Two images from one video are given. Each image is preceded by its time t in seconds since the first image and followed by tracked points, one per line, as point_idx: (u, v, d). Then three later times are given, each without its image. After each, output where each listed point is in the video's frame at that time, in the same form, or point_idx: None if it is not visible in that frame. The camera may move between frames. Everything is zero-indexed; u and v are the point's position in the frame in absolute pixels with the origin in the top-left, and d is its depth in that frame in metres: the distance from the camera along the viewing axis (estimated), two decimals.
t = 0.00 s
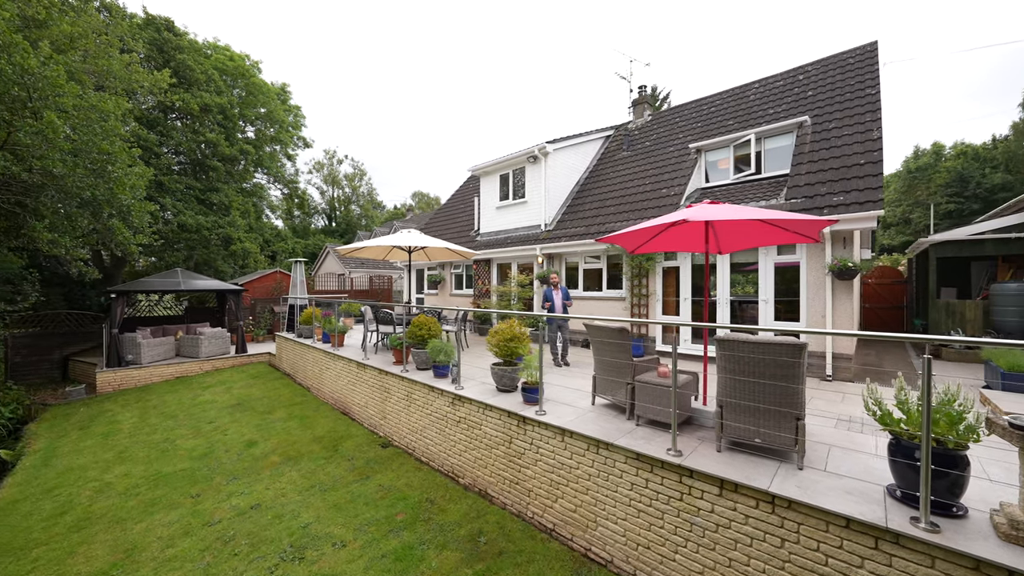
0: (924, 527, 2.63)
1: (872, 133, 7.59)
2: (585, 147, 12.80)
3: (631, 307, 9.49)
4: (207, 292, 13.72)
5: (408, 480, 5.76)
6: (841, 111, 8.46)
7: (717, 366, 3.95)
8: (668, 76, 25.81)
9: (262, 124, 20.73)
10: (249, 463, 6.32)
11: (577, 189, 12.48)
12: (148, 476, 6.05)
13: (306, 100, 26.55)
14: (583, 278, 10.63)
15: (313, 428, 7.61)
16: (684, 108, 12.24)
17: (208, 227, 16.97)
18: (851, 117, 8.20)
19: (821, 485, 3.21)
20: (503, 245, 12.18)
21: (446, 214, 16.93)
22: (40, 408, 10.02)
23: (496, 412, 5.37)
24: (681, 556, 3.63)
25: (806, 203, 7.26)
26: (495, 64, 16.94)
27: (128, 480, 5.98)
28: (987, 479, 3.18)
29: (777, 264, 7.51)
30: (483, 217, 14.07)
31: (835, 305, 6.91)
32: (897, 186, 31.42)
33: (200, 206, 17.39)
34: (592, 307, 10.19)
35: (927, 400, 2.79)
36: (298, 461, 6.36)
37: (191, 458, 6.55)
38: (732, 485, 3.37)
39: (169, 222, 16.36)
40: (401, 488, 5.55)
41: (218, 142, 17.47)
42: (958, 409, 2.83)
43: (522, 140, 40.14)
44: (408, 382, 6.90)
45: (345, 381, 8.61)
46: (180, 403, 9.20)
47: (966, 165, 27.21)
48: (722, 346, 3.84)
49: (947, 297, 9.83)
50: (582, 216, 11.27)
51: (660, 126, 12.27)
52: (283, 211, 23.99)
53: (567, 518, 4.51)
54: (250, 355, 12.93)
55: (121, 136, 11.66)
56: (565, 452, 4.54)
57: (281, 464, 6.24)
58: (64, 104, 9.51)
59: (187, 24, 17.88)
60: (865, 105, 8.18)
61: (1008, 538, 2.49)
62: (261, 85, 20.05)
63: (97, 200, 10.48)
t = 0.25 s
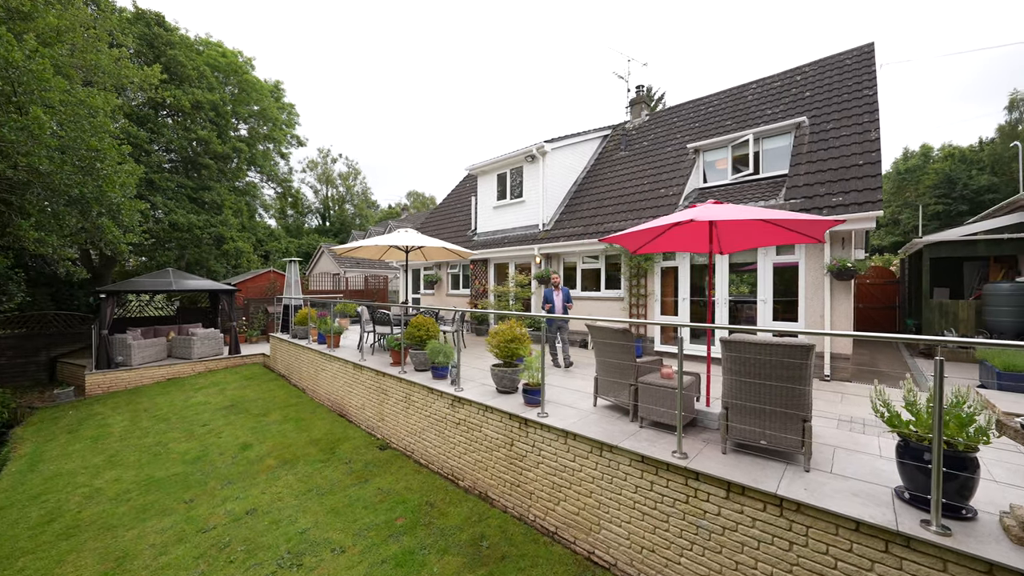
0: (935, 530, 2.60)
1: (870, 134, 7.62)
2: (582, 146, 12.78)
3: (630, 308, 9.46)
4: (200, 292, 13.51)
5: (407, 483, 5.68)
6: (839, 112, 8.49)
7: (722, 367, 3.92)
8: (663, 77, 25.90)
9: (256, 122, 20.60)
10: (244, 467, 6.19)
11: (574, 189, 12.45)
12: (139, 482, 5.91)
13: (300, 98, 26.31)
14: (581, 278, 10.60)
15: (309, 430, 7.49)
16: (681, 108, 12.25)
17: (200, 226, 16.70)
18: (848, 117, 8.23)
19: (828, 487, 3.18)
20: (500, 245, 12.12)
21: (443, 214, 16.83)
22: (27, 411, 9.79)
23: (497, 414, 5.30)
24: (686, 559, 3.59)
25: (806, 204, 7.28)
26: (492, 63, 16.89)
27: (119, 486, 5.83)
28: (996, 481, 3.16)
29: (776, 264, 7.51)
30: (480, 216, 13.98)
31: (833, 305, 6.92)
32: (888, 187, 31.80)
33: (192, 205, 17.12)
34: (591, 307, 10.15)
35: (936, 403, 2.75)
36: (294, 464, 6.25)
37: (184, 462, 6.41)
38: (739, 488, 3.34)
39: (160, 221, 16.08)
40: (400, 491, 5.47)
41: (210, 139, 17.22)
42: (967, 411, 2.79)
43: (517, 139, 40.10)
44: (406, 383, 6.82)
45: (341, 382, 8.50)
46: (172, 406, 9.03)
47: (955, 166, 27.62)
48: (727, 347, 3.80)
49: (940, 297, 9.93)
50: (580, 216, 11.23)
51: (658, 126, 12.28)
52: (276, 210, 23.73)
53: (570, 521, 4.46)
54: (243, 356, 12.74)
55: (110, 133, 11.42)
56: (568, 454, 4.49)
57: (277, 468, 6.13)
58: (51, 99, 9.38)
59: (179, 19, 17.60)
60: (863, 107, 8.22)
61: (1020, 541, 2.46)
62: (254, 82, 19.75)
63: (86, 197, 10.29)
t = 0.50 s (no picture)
0: (955, 535, 2.55)
1: (871, 134, 7.63)
2: (581, 146, 12.71)
3: (630, 308, 9.41)
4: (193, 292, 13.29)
5: (407, 486, 5.58)
6: (839, 112, 8.50)
7: (731, 368, 3.86)
8: (660, 78, 25.95)
9: (248, 120, 20.05)
10: (240, 471, 6.06)
11: (573, 188, 12.38)
12: (131, 486, 5.75)
13: (295, 96, 26.05)
14: (580, 278, 10.52)
15: (306, 433, 7.35)
16: (680, 108, 12.23)
17: (193, 225, 16.44)
18: (848, 118, 8.24)
19: (842, 491, 3.13)
20: (499, 245, 12.02)
21: (439, 214, 16.69)
22: (14, 414, 9.54)
23: (499, 416, 5.22)
24: (696, 564, 3.53)
25: (808, 204, 7.27)
26: (489, 62, 16.80)
27: (110, 491, 5.67)
28: (1009, 484, 3.12)
29: (777, 264, 7.49)
30: (478, 216, 13.88)
31: (835, 306, 6.91)
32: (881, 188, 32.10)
33: (185, 204, 16.86)
34: (590, 307, 10.09)
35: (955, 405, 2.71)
36: (291, 467, 6.12)
37: (178, 466, 6.26)
38: (751, 492, 3.28)
39: (152, 220, 15.81)
40: (401, 495, 5.36)
41: (203, 138, 16.97)
42: (985, 412, 2.75)
43: (513, 139, 40.02)
44: (405, 385, 6.71)
45: (338, 384, 8.36)
46: (165, 408, 8.85)
47: (946, 168, 27.95)
48: (738, 349, 3.75)
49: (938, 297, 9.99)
50: (579, 215, 11.17)
51: (657, 126, 12.25)
52: (270, 210, 23.47)
53: (574, 525, 4.38)
54: (237, 357, 12.55)
55: (101, 130, 11.18)
56: (573, 457, 4.41)
57: (274, 472, 6.00)
58: (40, 95, 9.15)
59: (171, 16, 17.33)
60: (863, 107, 8.24)
61: None
62: (247, 81, 19.61)
63: (76, 196, 10.07)
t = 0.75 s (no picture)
0: (978, 542, 2.49)
1: (872, 134, 7.62)
2: (580, 145, 12.64)
3: (630, 308, 9.34)
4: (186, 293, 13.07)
5: (408, 491, 5.46)
6: (839, 112, 8.48)
7: (742, 370, 3.79)
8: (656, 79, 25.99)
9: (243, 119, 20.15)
10: (235, 476, 5.91)
11: (572, 188, 12.31)
12: (123, 492, 5.59)
13: (290, 95, 25.82)
14: (580, 278, 10.44)
15: (303, 436, 7.21)
16: (679, 108, 12.20)
17: (186, 225, 16.18)
18: (849, 118, 8.22)
19: (858, 495, 3.06)
20: (498, 245, 11.91)
21: (436, 213, 16.56)
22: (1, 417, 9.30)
23: (502, 419, 5.12)
24: (707, 571, 3.45)
25: (810, 204, 7.24)
26: (487, 62, 16.71)
27: (101, 497, 5.50)
28: None
29: (779, 265, 7.45)
30: (476, 215, 13.77)
31: (838, 306, 6.87)
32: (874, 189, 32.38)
33: (178, 203, 16.61)
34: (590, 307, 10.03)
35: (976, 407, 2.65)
36: (288, 472, 5.98)
37: (171, 471, 6.10)
38: (765, 497, 3.21)
39: (144, 219, 15.55)
40: (401, 500, 5.24)
41: (197, 136, 16.73)
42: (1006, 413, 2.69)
43: (510, 138, 39.93)
44: (405, 387, 6.59)
45: (335, 386, 8.23)
46: (158, 410, 8.66)
47: (938, 170, 28.26)
48: (748, 350, 3.68)
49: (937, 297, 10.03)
50: (579, 215, 11.10)
51: (656, 125, 12.21)
52: (265, 209, 23.22)
53: (581, 530, 4.30)
54: (231, 358, 12.35)
55: (92, 127, 10.95)
56: (579, 460, 4.33)
57: (270, 476, 5.86)
58: (28, 90, 8.93)
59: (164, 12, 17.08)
60: (863, 107, 8.23)
61: None
62: (241, 79, 19.43)
63: (65, 194, 9.84)
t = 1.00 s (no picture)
0: (1001, 549, 2.42)
1: (872, 134, 7.61)
2: (578, 145, 12.57)
3: (631, 308, 9.27)
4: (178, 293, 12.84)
5: (408, 496, 5.34)
6: (839, 112, 8.47)
7: (751, 372, 3.72)
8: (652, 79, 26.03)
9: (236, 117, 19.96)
10: (230, 481, 5.76)
11: (571, 187, 12.23)
12: (112, 499, 5.42)
13: (284, 93, 25.56)
14: (580, 278, 10.36)
15: (299, 439, 7.06)
16: (677, 107, 12.16)
17: (179, 224, 15.92)
18: (849, 118, 8.21)
19: (873, 500, 2.99)
20: (496, 244, 11.81)
21: (433, 213, 16.43)
22: None
23: (504, 421, 5.02)
24: None
25: (811, 203, 7.21)
26: (484, 61, 16.62)
27: (90, 504, 5.33)
28: None
29: (781, 265, 7.42)
30: (473, 215, 13.65)
31: (840, 306, 6.84)
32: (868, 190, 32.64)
33: (170, 202, 16.35)
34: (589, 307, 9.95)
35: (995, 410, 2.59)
36: (284, 476, 5.84)
37: (162, 476, 5.94)
38: (778, 502, 3.13)
39: (134, 218, 15.28)
40: (401, 505, 5.13)
41: (189, 134, 16.47)
42: None
43: (506, 138, 39.82)
44: (404, 389, 6.47)
45: (332, 388, 8.09)
46: (149, 413, 8.47)
47: (931, 171, 28.54)
48: (759, 351, 3.61)
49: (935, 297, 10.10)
50: (578, 215, 11.03)
51: (654, 125, 12.17)
52: (258, 208, 22.95)
53: (586, 536, 4.21)
54: (225, 360, 12.15)
55: (80, 124, 10.72)
56: (584, 464, 4.24)
57: (266, 481, 5.71)
58: (13, 85, 8.69)
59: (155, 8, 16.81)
60: (863, 107, 8.22)
61: None
62: (235, 77, 19.26)
63: (53, 191, 9.60)
